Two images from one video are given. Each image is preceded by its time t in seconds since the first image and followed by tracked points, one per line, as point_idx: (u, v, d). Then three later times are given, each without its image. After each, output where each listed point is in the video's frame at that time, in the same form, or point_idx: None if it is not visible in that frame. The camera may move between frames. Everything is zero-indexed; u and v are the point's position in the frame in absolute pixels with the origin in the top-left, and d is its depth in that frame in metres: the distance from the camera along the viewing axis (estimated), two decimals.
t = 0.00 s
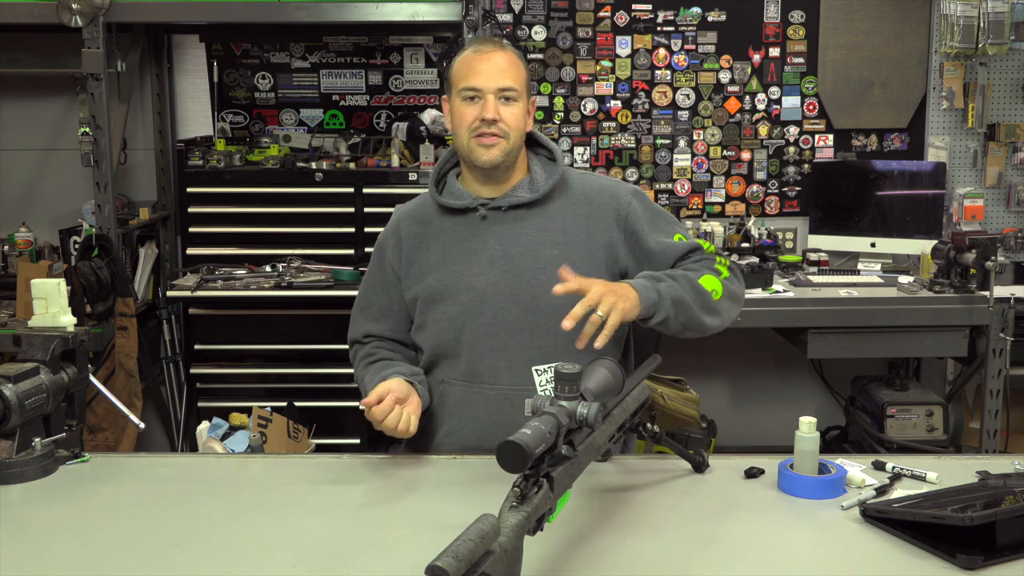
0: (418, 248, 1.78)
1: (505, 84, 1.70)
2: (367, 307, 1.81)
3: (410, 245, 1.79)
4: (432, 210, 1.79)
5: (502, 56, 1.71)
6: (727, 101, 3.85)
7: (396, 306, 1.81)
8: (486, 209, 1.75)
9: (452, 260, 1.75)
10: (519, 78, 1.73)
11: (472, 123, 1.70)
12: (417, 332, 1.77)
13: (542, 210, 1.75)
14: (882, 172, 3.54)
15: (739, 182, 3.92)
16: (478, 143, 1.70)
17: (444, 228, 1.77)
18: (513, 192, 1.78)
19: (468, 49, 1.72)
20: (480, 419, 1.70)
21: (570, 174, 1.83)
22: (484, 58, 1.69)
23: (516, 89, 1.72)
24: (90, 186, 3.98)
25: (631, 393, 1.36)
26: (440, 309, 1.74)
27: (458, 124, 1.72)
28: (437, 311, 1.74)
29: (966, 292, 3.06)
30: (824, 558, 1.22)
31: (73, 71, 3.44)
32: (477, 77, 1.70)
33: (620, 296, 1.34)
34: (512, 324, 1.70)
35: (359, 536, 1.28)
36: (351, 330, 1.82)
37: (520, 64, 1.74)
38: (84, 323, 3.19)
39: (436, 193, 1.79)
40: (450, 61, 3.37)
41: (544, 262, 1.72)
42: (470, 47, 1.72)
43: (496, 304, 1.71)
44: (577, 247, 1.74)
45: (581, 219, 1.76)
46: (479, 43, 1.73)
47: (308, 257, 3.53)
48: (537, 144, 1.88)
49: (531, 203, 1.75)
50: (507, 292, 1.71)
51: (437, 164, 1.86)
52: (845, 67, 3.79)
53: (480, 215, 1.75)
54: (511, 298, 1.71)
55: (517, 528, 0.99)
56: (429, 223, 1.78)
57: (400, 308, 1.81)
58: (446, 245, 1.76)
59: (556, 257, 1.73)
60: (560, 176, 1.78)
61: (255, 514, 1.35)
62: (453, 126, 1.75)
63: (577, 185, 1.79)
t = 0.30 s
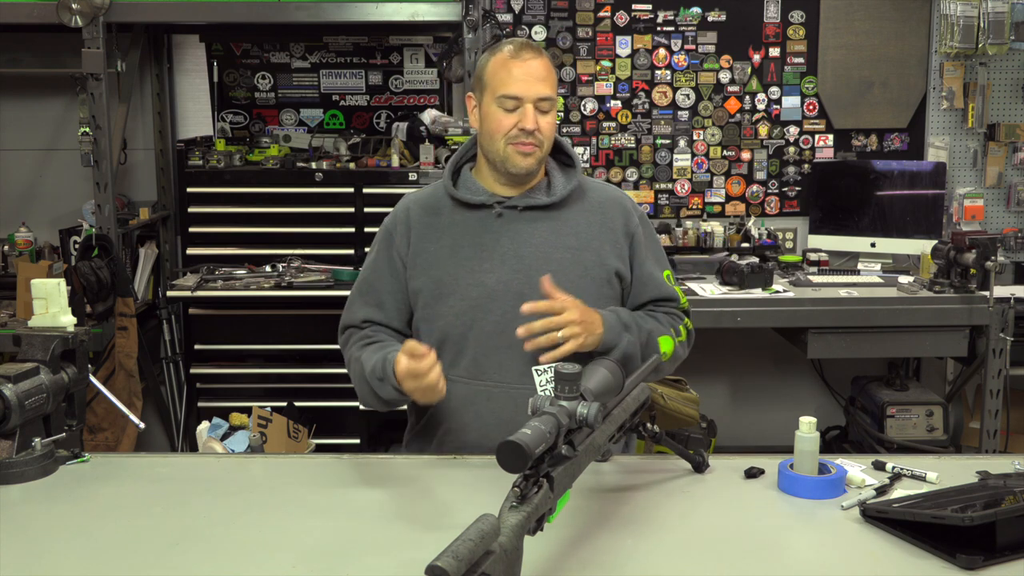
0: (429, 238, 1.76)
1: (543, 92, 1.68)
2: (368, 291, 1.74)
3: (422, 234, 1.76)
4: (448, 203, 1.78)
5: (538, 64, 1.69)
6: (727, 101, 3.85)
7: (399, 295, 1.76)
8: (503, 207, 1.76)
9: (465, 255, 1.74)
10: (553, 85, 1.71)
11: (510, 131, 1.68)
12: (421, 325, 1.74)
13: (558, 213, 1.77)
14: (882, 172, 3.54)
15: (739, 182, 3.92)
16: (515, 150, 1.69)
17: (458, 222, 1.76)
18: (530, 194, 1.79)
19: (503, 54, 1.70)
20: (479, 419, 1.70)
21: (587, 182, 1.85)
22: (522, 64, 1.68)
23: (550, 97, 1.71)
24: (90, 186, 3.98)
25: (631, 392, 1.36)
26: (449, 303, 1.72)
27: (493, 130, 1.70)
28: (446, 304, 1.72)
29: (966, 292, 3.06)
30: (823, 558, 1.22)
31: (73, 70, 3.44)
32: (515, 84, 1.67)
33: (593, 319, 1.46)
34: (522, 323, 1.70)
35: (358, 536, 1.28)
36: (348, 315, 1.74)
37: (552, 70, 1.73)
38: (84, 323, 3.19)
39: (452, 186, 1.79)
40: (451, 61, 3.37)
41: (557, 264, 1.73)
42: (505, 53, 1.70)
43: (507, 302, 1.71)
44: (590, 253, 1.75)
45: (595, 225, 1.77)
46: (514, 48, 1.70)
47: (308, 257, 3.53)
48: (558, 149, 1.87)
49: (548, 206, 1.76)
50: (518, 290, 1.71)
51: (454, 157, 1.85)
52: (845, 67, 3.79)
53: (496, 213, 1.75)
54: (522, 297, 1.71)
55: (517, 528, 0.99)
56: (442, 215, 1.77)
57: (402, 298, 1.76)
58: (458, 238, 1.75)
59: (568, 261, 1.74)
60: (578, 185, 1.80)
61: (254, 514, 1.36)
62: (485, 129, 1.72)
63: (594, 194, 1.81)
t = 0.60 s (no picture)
0: (434, 238, 1.75)
1: (528, 90, 1.66)
2: (374, 293, 1.73)
3: (426, 235, 1.76)
4: (452, 203, 1.77)
5: (522, 62, 1.66)
6: (727, 101, 3.85)
7: (404, 296, 1.75)
8: (508, 207, 1.76)
9: (471, 255, 1.74)
10: (540, 82, 1.69)
11: (500, 134, 1.67)
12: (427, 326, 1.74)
13: (564, 213, 1.77)
14: (882, 172, 3.54)
15: (739, 182, 3.92)
16: (508, 152, 1.68)
17: (463, 222, 1.76)
18: (535, 194, 1.79)
19: (486, 58, 1.68)
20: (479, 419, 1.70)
21: (591, 181, 1.85)
22: (506, 66, 1.65)
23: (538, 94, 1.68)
24: (90, 186, 3.98)
25: (631, 392, 1.36)
26: (456, 303, 1.72)
27: (484, 134, 1.69)
28: (453, 305, 1.72)
29: (966, 292, 3.06)
30: (823, 558, 1.22)
31: (73, 71, 3.44)
32: (500, 86, 1.66)
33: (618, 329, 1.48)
34: (529, 323, 1.70)
35: (358, 536, 1.28)
36: (354, 317, 1.73)
37: (539, 66, 1.70)
38: (84, 323, 3.19)
39: (457, 185, 1.78)
40: (451, 61, 3.37)
41: (563, 263, 1.73)
42: (488, 56, 1.68)
43: (514, 302, 1.71)
44: (595, 252, 1.75)
45: (599, 224, 1.77)
46: (497, 50, 1.68)
47: (308, 257, 3.53)
48: (558, 147, 1.87)
49: (555, 206, 1.76)
50: (525, 290, 1.71)
51: (456, 155, 1.84)
52: (845, 67, 3.79)
53: (502, 213, 1.75)
54: (529, 297, 1.71)
55: (517, 528, 0.99)
56: (447, 216, 1.76)
57: (408, 298, 1.76)
58: (464, 238, 1.75)
59: (574, 260, 1.74)
60: (582, 184, 1.80)
61: (253, 514, 1.35)
62: (477, 134, 1.72)
63: (597, 193, 1.81)
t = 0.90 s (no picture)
0: (434, 239, 1.75)
1: (515, 85, 1.66)
2: (376, 294, 1.74)
3: (426, 236, 1.75)
4: (451, 204, 1.77)
5: (510, 58, 1.67)
6: (727, 101, 3.85)
7: (405, 297, 1.75)
8: (506, 207, 1.76)
9: (470, 256, 1.74)
10: (528, 78, 1.69)
11: (486, 128, 1.66)
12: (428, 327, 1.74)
13: (562, 213, 1.77)
14: (882, 172, 3.54)
15: (739, 182, 3.91)
16: (494, 147, 1.67)
17: (462, 223, 1.76)
18: (532, 194, 1.79)
19: (475, 54, 1.69)
20: (481, 418, 1.70)
21: (589, 181, 1.85)
22: (492, 61, 1.66)
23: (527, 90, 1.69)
24: (90, 186, 3.98)
25: (631, 392, 1.36)
26: (456, 304, 1.72)
27: (471, 129, 1.69)
28: (453, 305, 1.72)
29: (966, 292, 3.06)
30: (823, 558, 1.22)
31: (73, 70, 3.44)
32: (487, 81, 1.66)
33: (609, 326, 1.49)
34: (529, 323, 1.70)
35: (359, 535, 1.28)
36: (356, 317, 1.73)
37: (528, 63, 1.71)
38: (84, 322, 3.19)
39: (455, 186, 1.77)
40: (451, 61, 3.36)
41: (562, 263, 1.73)
42: (477, 52, 1.69)
43: (514, 302, 1.71)
44: (594, 251, 1.76)
45: (598, 223, 1.78)
46: (486, 47, 1.69)
47: (308, 257, 3.53)
48: (555, 146, 1.86)
49: (553, 206, 1.76)
50: (525, 290, 1.71)
51: (454, 155, 1.83)
52: (845, 67, 3.79)
53: (500, 214, 1.75)
54: (528, 297, 1.71)
55: (517, 528, 0.99)
56: (446, 216, 1.76)
57: (408, 300, 1.76)
58: (463, 238, 1.75)
59: (573, 259, 1.74)
60: (580, 184, 1.80)
61: (253, 514, 1.35)
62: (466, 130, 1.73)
63: (595, 192, 1.81)
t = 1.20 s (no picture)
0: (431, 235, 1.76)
1: (515, 84, 1.66)
2: (389, 275, 1.72)
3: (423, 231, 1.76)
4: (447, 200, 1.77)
5: (511, 56, 1.67)
6: (727, 101, 3.85)
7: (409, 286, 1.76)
8: (500, 203, 1.75)
9: (466, 252, 1.75)
10: (528, 77, 1.69)
11: (486, 126, 1.67)
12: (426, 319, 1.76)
13: (556, 208, 1.76)
14: (882, 172, 3.54)
15: (739, 182, 3.91)
16: (494, 143, 1.68)
17: (458, 219, 1.76)
18: (526, 189, 1.78)
19: (476, 51, 1.69)
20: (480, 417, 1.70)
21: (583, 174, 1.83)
22: (494, 59, 1.66)
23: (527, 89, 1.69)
24: (90, 186, 3.98)
25: (631, 392, 1.36)
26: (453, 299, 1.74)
27: (471, 126, 1.70)
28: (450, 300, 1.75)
29: (966, 292, 3.06)
30: (823, 559, 1.22)
31: (73, 71, 3.44)
32: (488, 79, 1.67)
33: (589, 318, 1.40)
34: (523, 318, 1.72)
35: (359, 535, 1.28)
36: (379, 288, 1.69)
37: (529, 62, 1.71)
38: (84, 322, 3.19)
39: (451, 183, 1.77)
40: (450, 61, 3.36)
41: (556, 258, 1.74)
42: (478, 50, 1.69)
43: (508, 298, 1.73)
44: (587, 244, 1.76)
45: (590, 217, 1.77)
46: (486, 45, 1.70)
47: (308, 257, 3.53)
48: (549, 144, 1.86)
49: (546, 202, 1.75)
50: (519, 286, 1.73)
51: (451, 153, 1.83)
52: (845, 67, 3.79)
53: (494, 209, 1.75)
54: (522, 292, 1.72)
55: (517, 528, 0.99)
56: (442, 212, 1.77)
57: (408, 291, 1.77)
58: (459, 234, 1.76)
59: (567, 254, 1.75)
60: (574, 178, 1.79)
61: (253, 515, 1.35)
62: (466, 127, 1.73)
63: (590, 185, 1.79)
